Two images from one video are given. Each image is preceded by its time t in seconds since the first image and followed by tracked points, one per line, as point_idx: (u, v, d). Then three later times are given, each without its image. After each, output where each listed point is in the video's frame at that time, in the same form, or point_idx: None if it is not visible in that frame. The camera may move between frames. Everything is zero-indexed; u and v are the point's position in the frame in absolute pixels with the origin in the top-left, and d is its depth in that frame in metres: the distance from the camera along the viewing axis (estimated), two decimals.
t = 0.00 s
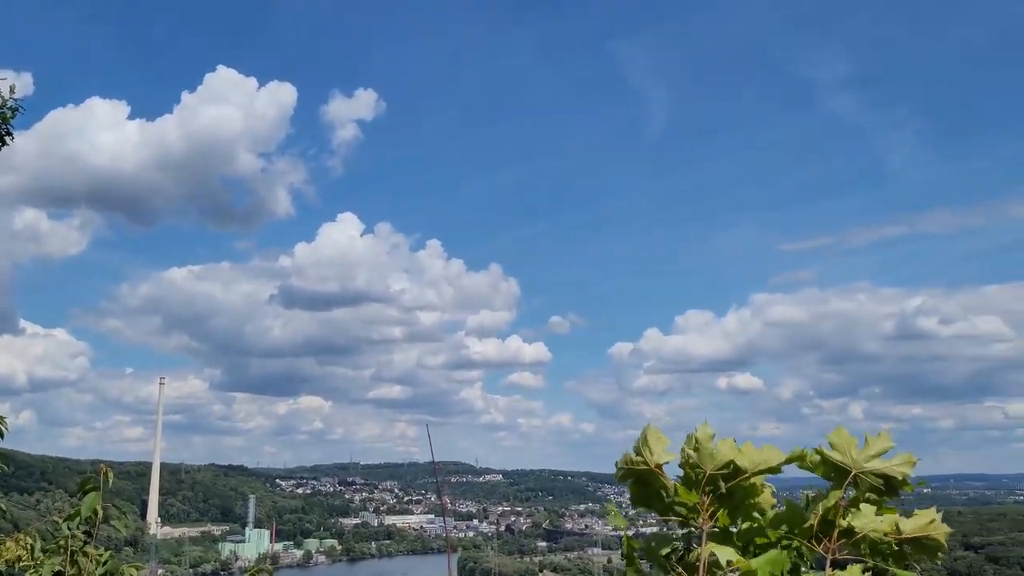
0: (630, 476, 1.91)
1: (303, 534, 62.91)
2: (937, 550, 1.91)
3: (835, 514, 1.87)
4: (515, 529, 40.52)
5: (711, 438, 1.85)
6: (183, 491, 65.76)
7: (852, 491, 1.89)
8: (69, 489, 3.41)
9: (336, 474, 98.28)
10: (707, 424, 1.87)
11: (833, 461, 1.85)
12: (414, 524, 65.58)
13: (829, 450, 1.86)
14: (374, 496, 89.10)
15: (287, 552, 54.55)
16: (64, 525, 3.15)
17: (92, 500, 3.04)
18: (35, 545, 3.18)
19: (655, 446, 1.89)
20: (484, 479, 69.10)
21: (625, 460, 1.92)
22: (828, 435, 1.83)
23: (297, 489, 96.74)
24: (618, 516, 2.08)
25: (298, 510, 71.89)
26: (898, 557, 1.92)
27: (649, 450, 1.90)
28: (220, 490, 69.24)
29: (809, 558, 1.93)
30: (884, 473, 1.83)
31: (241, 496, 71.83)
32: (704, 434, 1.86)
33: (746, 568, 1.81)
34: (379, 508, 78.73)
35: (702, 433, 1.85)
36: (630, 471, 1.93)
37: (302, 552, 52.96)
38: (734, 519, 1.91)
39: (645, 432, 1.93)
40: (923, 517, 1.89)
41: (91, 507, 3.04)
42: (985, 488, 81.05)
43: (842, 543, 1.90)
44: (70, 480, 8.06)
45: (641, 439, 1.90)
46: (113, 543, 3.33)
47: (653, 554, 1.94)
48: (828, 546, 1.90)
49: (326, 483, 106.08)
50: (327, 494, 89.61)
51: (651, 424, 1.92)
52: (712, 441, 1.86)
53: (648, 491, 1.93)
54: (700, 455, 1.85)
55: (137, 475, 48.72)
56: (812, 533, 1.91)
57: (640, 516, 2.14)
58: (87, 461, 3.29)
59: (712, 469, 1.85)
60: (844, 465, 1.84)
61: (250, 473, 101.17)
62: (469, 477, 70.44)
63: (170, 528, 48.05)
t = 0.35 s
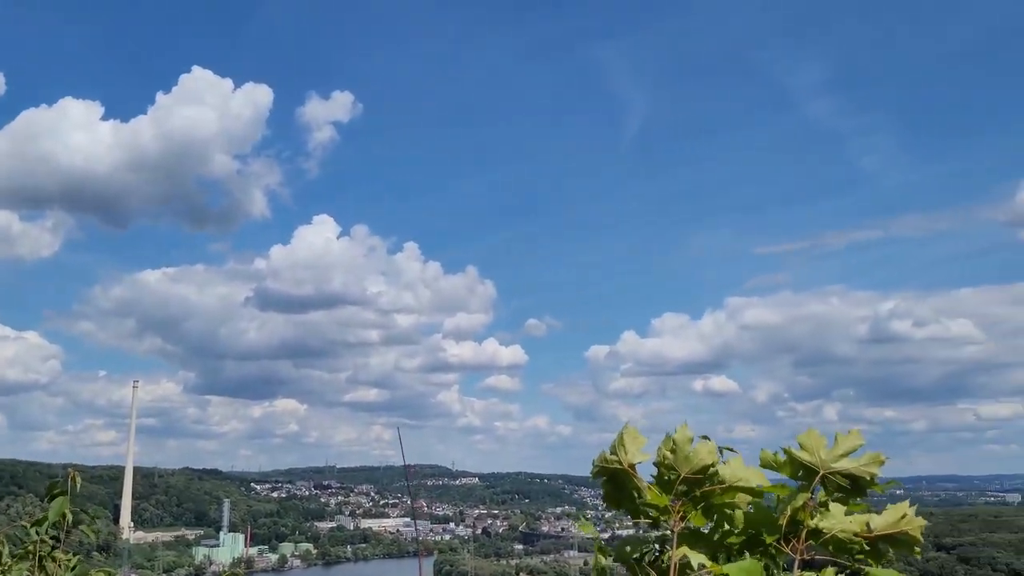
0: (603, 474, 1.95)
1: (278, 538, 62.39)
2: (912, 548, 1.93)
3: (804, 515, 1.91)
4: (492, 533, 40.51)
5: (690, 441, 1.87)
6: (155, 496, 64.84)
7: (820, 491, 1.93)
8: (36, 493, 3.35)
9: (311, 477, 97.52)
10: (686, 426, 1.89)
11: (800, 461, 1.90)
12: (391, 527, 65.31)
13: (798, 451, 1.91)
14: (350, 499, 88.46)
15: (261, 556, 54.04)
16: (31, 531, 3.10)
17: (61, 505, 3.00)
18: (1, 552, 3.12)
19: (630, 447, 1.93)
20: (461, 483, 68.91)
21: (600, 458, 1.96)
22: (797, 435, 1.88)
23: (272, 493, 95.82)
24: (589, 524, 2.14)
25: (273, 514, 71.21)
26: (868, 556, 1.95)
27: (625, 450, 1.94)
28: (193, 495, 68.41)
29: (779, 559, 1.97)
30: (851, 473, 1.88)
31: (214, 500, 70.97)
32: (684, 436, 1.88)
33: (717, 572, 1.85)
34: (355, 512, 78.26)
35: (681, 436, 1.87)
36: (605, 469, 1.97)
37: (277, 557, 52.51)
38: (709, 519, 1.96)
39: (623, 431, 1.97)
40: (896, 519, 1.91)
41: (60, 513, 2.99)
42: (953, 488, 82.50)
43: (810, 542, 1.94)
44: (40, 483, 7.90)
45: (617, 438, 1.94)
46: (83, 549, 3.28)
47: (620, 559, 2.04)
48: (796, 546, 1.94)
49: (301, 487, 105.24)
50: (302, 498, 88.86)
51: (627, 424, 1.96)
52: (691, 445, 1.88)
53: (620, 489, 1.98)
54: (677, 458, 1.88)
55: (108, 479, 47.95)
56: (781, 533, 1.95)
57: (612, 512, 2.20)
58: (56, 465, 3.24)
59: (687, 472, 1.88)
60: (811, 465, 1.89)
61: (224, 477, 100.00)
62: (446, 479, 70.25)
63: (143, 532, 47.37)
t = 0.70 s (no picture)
0: (561, 475, 2.01)
1: (245, 543, 61.58)
2: (872, 552, 1.99)
3: (764, 516, 1.96)
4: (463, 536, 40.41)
5: (648, 442, 1.91)
6: (119, 500, 63.69)
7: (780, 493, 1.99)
8: None
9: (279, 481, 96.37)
10: (644, 428, 1.92)
11: (762, 463, 1.95)
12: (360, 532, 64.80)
13: (760, 452, 1.95)
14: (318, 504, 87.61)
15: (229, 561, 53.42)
16: None
17: (21, 510, 2.94)
18: None
19: (588, 448, 1.98)
20: (431, 486, 68.61)
21: (558, 459, 2.01)
22: (759, 436, 1.93)
23: (238, 497, 94.51)
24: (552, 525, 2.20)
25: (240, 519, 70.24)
26: (827, 557, 2.01)
27: (582, 450, 1.99)
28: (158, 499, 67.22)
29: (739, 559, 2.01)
30: (810, 475, 1.93)
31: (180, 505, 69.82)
32: (642, 438, 1.92)
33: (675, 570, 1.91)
34: (324, 516, 77.54)
35: (640, 438, 1.91)
36: (563, 470, 2.03)
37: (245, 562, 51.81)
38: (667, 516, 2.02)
39: (579, 431, 2.02)
40: (855, 522, 1.97)
41: (19, 518, 2.93)
42: (916, 490, 84.10)
43: (770, 544, 1.99)
44: None
45: (574, 439, 1.99)
46: (42, 556, 3.22)
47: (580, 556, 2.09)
48: (757, 548, 1.98)
49: (268, 491, 103.96)
50: (270, 502, 87.80)
51: (584, 424, 2.01)
52: (649, 446, 1.92)
53: (579, 489, 2.04)
54: (635, 459, 1.92)
55: (69, 483, 46.92)
56: (741, 535, 1.99)
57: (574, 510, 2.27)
58: (16, 470, 3.18)
59: (646, 473, 1.93)
60: (772, 467, 1.94)
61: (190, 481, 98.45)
62: (416, 483, 69.95)
63: (106, 537, 46.52)
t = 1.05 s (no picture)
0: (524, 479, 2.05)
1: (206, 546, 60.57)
2: (829, 550, 2.07)
3: (727, 518, 2.03)
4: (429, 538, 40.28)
5: (609, 445, 1.96)
6: (78, 503, 62.33)
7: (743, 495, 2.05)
8: None
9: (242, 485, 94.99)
10: (605, 431, 1.97)
11: (726, 465, 2.00)
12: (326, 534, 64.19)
13: (724, 455, 2.01)
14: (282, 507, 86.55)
15: (190, 565, 52.60)
16: None
17: None
18: None
19: (551, 451, 2.03)
20: (397, 489, 68.23)
21: (522, 463, 2.05)
22: (724, 438, 1.99)
23: (200, 500, 92.95)
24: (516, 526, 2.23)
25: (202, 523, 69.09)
26: (787, 558, 2.07)
27: (546, 454, 2.04)
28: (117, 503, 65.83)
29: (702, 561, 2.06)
30: (773, 477, 1.99)
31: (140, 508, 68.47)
32: (603, 440, 1.97)
33: (638, 571, 1.95)
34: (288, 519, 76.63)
35: (601, 440, 1.96)
36: (526, 474, 2.07)
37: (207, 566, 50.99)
38: (629, 517, 2.07)
39: (543, 435, 2.07)
40: (815, 524, 2.04)
41: None
42: (874, 489, 86.02)
43: (732, 545, 2.06)
44: None
45: (539, 442, 2.04)
46: None
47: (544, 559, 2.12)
48: (718, 549, 2.06)
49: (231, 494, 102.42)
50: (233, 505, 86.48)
51: (548, 428, 2.06)
52: (609, 448, 1.97)
53: (542, 492, 2.08)
54: (596, 461, 1.97)
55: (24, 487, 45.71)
56: (704, 536, 2.06)
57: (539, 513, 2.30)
58: None
59: (607, 475, 1.97)
60: (736, 468, 1.99)
61: (150, 484, 96.59)
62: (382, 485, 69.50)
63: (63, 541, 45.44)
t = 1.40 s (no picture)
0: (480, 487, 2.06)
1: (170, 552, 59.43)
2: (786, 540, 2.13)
3: (686, 519, 2.07)
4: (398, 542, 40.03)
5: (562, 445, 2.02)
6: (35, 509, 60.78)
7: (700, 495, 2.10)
8: None
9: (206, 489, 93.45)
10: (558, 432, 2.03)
11: (683, 465, 2.05)
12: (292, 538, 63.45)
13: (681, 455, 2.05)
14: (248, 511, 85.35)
15: (153, 571, 51.66)
16: None
17: None
18: None
19: (505, 457, 2.05)
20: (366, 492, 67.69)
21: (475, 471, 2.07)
22: (679, 439, 2.03)
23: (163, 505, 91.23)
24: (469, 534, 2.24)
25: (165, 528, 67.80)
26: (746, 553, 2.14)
27: (501, 459, 2.07)
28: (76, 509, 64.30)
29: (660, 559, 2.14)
30: (730, 474, 2.04)
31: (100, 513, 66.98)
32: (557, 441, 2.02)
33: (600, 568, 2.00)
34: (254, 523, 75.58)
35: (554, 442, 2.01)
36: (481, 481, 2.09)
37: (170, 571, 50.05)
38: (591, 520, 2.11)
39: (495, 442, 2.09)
40: (771, 517, 2.11)
41: None
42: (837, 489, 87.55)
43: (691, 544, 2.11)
44: None
45: (493, 449, 2.07)
46: None
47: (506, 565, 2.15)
48: (678, 550, 2.11)
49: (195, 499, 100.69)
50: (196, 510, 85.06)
51: (501, 435, 2.08)
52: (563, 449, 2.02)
53: (498, 498, 2.10)
54: (552, 463, 2.01)
55: None
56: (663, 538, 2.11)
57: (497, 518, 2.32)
58: None
59: (563, 475, 2.02)
60: (693, 468, 2.04)
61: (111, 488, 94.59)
62: (350, 489, 68.95)
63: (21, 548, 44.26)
